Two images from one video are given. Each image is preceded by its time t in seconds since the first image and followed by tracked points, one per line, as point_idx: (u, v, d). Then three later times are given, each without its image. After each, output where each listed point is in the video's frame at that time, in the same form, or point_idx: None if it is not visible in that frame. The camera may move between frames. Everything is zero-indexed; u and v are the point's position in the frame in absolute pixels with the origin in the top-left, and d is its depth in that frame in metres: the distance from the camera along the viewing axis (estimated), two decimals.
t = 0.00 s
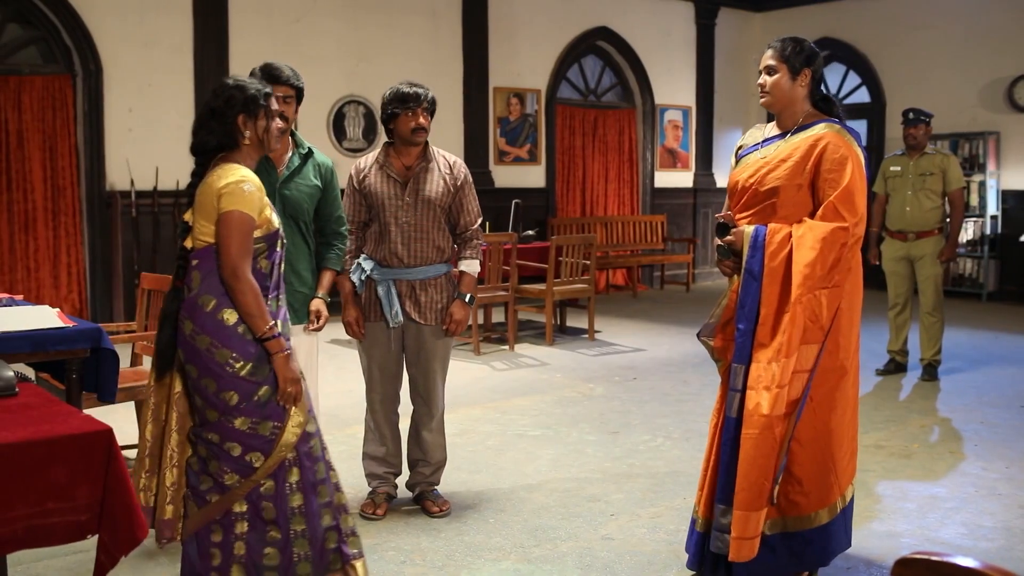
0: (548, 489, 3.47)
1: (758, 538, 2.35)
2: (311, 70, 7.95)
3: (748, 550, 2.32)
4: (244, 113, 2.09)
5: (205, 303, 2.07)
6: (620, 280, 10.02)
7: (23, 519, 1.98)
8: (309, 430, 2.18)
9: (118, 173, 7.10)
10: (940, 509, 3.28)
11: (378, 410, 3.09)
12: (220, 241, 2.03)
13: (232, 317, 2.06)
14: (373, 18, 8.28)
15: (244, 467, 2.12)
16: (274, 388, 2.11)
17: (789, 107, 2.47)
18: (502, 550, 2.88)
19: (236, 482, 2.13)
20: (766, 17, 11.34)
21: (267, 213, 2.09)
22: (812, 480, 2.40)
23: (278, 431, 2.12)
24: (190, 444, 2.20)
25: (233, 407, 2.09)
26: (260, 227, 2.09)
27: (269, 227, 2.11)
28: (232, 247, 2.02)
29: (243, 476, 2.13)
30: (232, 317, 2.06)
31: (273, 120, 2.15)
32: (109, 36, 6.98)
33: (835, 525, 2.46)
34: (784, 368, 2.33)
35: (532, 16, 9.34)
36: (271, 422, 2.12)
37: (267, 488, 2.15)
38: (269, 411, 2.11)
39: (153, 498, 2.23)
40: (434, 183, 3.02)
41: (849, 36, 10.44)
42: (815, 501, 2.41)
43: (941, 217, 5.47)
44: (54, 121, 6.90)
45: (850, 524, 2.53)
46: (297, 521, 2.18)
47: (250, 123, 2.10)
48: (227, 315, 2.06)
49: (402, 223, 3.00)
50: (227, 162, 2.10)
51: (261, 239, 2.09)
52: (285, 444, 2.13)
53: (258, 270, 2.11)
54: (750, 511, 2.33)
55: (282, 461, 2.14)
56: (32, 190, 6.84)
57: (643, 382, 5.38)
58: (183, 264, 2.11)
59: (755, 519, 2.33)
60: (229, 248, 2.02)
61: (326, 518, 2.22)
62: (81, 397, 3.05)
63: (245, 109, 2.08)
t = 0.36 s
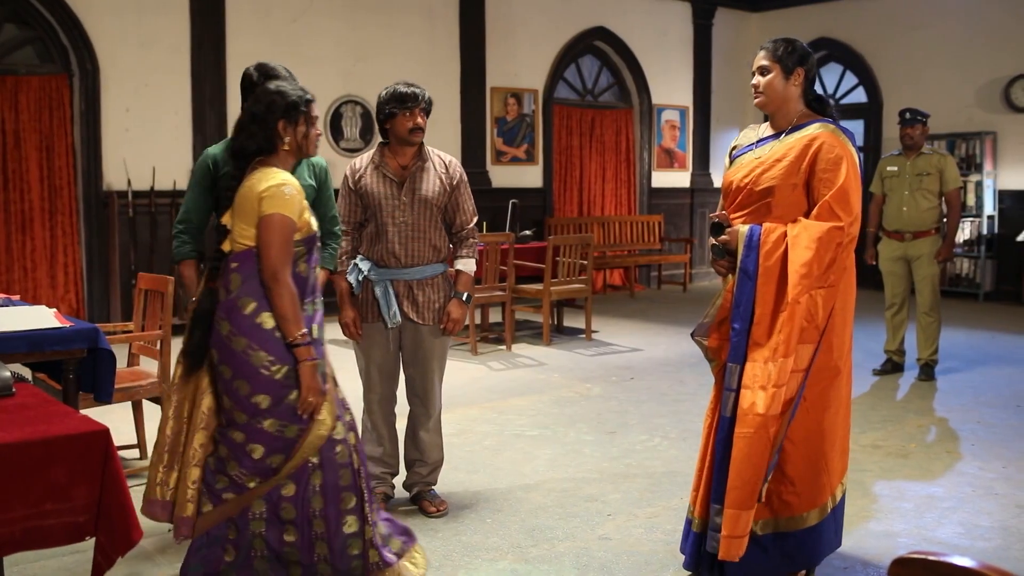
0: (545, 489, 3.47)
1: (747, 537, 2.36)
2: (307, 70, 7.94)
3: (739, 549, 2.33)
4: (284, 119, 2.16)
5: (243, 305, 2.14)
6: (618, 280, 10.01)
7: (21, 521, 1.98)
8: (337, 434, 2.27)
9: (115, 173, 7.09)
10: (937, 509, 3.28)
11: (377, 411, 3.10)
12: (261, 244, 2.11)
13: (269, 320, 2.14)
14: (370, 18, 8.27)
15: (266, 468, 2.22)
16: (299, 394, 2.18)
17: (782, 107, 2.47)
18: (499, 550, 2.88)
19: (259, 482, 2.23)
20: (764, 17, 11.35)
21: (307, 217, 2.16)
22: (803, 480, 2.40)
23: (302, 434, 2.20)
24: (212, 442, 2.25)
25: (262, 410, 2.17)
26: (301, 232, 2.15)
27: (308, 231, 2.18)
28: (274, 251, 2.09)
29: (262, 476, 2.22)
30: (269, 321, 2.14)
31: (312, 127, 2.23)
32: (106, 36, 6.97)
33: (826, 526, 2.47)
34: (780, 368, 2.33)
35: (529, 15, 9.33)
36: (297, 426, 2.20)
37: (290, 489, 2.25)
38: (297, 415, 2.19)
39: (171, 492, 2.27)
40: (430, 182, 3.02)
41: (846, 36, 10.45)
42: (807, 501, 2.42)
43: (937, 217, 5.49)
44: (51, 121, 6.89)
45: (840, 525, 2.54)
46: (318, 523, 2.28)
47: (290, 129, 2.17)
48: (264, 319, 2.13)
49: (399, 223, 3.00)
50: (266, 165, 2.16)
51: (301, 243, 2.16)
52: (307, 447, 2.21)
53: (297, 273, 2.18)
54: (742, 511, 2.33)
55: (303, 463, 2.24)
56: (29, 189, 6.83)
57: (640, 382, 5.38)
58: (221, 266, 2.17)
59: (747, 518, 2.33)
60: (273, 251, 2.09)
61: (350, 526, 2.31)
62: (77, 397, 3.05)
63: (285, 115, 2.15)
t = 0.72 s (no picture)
0: (543, 489, 3.47)
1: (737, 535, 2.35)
2: (305, 70, 7.94)
3: (730, 547, 2.33)
4: (331, 112, 2.17)
5: (301, 299, 2.14)
6: (615, 280, 10.01)
7: (19, 523, 1.98)
8: (382, 431, 2.22)
9: (113, 173, 7.08)
10: (935, 509, 3.28)
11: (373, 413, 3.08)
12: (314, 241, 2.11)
13: (325, 314, 2.14)
14: (368, 18, 8.27)
15: (314, 461, 2.19)
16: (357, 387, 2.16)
17: (777, 107, 2.46)
18: (497, 550, 2.88)
19: (307, 477, 2.21)
20: (762, 17, 11.36)
21: (357, 209, 2.16)
22: (795, 478, 2.41)
23: (354, 425, 2.18)
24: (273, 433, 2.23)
25: (318, 403, 2.16)
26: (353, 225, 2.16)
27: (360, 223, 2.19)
28: (330, 247, 2.09)
29: (310, 468, 2.20)
30: (324, 314, 2.14)
31: (359, 120, 2.23)
32: (103, 36, 6.96)
33: (816, 526, 2.48)
34: (773, 365, 2.33)
35: (527, 15, 9.34)
36: (350, 417, 2.18)
37: (335, 484, 2.20)
38: (352, 407, 2.18)
39: (216, 480, 2.28)
40: (426, 182, 3.04)
41: (844, 36, 10.46)
42: (798, 501, 2.42)
43: (935, 217, 5.49)
44: (48, 121, 6.88)
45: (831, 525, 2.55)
46: (352, 517, 2.22)
47: (336, 122, 2.18)
48: (320, 312, 2.13)
49: (397, 223, 2.99)
50: (312, 159, 2.17)
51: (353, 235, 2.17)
52: (357, 440, 2.18)
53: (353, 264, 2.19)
54: (733, 508, 2.32)
55: (351, 457, 2.19)
56: (26, 189, 6.83)
57: (638, 382, 5.38)
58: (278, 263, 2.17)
59: (738, 515, 2.32)
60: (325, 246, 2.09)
61: (378, 522, 2.24)
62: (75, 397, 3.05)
63: (332, 108, 2.16)
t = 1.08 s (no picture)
0: (540, 489, 3.47)
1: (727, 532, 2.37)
2: (302, 70, 7.93)
3: (719, 543, 2.34)
4: (379, 111, 2.10)
5: (348, 300, 2.07)
6: (613, 280, 10.02)
7: (17, 522, 1.98)
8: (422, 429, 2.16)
9: (110, 173, 7.08)
10: (932, 509, 3.29)
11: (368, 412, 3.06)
12: (365, 240, 2.03)
13: (375, 314, 2.07)
14: (366, 18, 8.27)
15: (368, 462, 2.13)
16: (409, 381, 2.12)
17: (768, 108, 2.47)
18: (495, 550, 2.88)
19: (361, 476, 2.15)
20: (760, 18, 11.36)
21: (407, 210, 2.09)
22: (789, 477, 2.41)
23: (403, 425, 2.12)
24: (333, 432, 2.27)
25: (368, 401, 2.10)
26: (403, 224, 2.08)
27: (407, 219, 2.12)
28: (380, 247, 2.01)
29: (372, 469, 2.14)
30: (374, 314, 2.07)
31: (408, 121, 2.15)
32: (101, 36, 6.96)
33: (811, 525, 2.47)
34: (767, 365, 2.34)
35: (525, 15, 9.33)
36: (400, 416, 2.12)
37: (384, 484, 2.14)
38: (402, 405, 2.12)
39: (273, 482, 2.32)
40: (421, 182, 3.03)
41: (842, 36, 10.46)
42: (792, 499, 2.42)
43: (933, 217, 5.49)
44: (45, 121, 6.87)
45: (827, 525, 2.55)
46: (396, 517, 2.16)
47: (384, 122, 2.11)
48: (369, 312, 2.06)
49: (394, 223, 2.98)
50: (359, 159, 2.11)
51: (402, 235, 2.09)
52: (407, 437, 2.13)
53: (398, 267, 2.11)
54: (723, 505, 2.34)
55: (402, 456, 2.13)
56: (24, 189, 6.81)
57: (636, 382, 5.38)
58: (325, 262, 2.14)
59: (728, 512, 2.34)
60: (375, 246, 2.01)
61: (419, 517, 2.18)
62: (73, 397, 3.04)
63: (381, 107, 2.09)
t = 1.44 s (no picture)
0: (540, 489, 3.47)
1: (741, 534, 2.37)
2: (301, 70, 7.93)
3: (733, 545, 2.34)
4: (421, 119, 2.18)
5: (386, 303, 2.18)
6: (612, 280, 10.02)
7: (13, 521, 1.98)
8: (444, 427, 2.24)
9: (109, 173, 7.08)
10: (931, 509, 3.29)
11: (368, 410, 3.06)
12: (405, 243, 2.13)
13: (411, 318, 2.17)
14: (365, 18, 8.27)
15: (379, 457, 2.26)
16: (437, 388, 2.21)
17: (763, 108, 2.47)
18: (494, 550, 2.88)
19: (371, 468, 2.28)
20: (758, 18, 11.36)
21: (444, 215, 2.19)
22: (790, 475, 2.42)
23: (421, 426, 2.22)
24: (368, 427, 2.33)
25: (398, 403, 2.21)
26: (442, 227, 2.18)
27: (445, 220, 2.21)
28: (420, 251, 2.11)
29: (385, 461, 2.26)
30: (410, 318, 2.17)
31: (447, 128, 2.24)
32: (100, 36, 6.96)
33: (803, 525, 2.49)
34: (771, 367, 2.35)
35: (524, 15, 9.33)
36: (424, 419, 2.23)
37: (395, 481, 2.24)
38: (427, 409, 2.22)
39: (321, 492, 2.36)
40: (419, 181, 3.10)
41: (841, 36, 10.47)
42: (788, 500, 2.43)
43: (932, 217, 5.49)
44: (44, 121, 6.87)
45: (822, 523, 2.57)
46: (410, 513, 2.25)
47: (425, 129, 2.20)
48: (405, 316, 2.17)
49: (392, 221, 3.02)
50: (398, 164, 2.20)
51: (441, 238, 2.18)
52: (423, 440, 2.23)
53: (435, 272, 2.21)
54: (733, 507, 2.34)
55: (414, 454, 2.23)
56: (23, 189, 6.82)
57: (635, 382, 5.38)
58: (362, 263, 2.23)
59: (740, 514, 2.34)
60: (416, 251, 2.12)
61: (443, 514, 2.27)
62: (72, 397, 3.03)
63: (422, 115, 2.18)
